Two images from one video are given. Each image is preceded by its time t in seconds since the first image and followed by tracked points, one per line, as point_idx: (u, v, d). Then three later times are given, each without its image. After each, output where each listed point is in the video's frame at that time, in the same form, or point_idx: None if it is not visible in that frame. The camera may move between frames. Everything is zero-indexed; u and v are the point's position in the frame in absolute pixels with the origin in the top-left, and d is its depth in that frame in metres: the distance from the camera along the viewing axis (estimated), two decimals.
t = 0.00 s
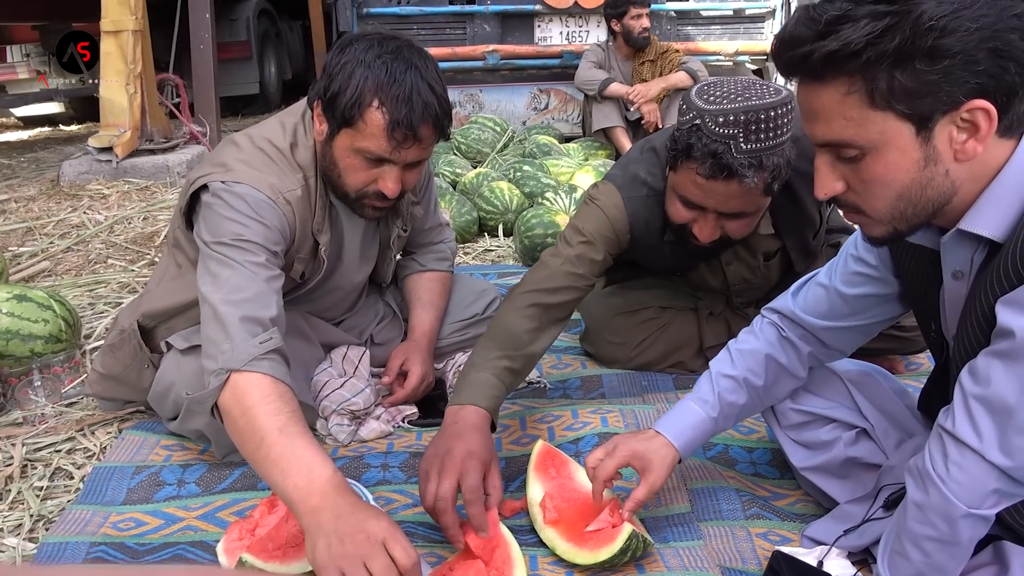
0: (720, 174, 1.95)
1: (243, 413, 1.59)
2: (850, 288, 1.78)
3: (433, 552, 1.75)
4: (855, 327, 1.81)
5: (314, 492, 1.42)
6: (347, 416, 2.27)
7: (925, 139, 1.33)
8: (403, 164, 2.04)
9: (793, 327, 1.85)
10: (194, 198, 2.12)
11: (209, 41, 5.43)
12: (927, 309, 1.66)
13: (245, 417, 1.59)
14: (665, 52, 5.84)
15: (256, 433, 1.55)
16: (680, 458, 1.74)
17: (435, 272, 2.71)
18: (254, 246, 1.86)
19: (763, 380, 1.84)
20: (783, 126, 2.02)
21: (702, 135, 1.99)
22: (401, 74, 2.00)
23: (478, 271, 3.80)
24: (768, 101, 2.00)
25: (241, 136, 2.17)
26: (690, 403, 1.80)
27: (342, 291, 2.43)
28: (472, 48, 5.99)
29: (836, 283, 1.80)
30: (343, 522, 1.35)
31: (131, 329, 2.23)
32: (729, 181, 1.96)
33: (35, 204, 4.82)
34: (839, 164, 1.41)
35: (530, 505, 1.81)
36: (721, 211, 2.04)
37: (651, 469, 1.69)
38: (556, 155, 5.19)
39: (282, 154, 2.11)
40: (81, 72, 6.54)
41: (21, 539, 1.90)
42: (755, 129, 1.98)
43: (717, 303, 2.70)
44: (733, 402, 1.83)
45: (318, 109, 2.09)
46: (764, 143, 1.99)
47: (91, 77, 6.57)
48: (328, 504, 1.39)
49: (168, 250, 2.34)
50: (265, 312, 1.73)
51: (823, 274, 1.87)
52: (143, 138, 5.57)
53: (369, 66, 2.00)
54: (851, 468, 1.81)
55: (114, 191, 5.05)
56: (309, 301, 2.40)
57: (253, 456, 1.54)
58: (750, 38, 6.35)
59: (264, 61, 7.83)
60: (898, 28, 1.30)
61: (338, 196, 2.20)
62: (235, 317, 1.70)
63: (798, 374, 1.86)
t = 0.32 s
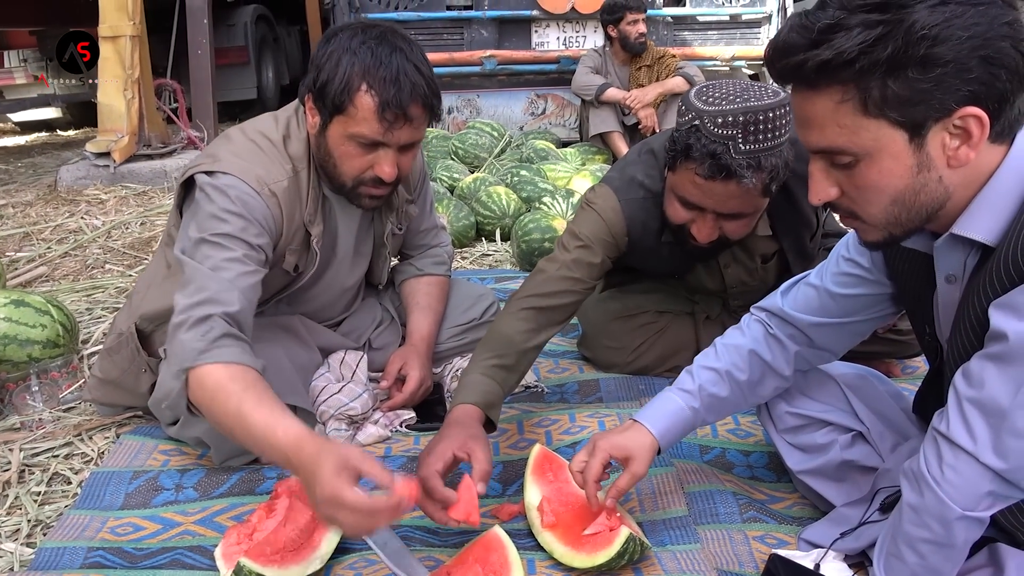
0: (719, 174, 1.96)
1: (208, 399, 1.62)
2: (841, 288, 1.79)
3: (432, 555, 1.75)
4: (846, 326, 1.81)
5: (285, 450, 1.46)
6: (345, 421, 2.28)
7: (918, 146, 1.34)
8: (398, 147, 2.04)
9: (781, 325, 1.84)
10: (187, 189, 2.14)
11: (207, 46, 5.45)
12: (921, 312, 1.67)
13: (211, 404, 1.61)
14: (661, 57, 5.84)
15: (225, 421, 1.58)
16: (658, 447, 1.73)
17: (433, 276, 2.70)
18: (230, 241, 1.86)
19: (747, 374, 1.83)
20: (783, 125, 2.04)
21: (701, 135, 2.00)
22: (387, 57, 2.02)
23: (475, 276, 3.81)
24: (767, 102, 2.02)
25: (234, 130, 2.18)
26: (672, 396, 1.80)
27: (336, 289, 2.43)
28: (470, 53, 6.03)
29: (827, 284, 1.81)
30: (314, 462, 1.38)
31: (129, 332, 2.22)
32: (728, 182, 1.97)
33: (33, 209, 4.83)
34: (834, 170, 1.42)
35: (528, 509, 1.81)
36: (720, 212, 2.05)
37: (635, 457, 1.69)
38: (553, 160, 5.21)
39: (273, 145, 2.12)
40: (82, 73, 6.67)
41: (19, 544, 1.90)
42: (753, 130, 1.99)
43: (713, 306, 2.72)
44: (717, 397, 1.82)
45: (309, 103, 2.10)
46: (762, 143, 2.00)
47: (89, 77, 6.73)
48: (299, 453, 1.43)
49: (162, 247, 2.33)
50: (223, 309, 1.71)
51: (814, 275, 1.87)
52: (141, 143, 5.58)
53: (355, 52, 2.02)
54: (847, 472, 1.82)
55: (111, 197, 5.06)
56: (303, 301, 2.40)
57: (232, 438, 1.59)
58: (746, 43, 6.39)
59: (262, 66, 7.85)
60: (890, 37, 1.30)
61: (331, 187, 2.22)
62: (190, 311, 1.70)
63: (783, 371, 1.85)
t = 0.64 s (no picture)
0: (723, 137, 1.98)
1: (203, 321, 1.79)
2: (834, 293, 1.79)
3: (427, 560, 1.75)
4: (839, 331, 1.82)
5: (299, 295, 1.69)
6: (341, 424, 2.27)
7: (910, 152, 1.35)
8: (369, 109, 2.07)
9: (775, 331, 1.85)
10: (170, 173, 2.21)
11: (204, 51, 5.48)
12: (913, 317, 1.68)
13: (208, 324, 1.79)
14: (657, 63, 5.90)
15: (231, 327, 1.78)
16: (658, 458, 1.73)
17: (425, 278, 2.71)
18: (198, 220, 1.99)
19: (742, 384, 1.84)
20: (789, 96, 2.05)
21: (707, 100, 2.03)
22: (343, 25, 2.06)
23: (472, 281, 3.82)
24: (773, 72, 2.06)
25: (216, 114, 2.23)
26: (671, 407, 1.79)
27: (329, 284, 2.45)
28: (466, 59, 6.06)
29: (820, 289, 1.81)
30: (326, 271, 1.64)
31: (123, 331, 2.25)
32: (731, 145, 1.98)
33: (30, 214, 4.83)
34: (827, 176, 1.43)
35: (524, 513, 1.83)
36: (723, 178, 2.06)
37: (640, 472, 1.70)
38: (550, 165, 5.23)
39: (250, 128, 2.17)
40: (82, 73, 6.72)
41: (15, 548, 1.90)
42: (759, 96, 2.02)
43: (709, 308, 2.73)
44: (712, 406, 1.83)
45: (280, 89, 2.15)
46: (768, 111, 2.02)
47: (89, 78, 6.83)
48: (309, 284, 1.67)
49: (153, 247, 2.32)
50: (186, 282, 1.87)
51: (807, 279, 1.87)
52: (138, 148, 5.59)
53: (312, 27, 2.06)
54: (841, 476, 1.84)
55: (109, 202, 5.06)
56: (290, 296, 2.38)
57: (243, 334, 1.79)
58: (742, 50, 6.42)
59: (259, 72, 7.88)
60: (882, 45, 1.31)
61: (308, 166, 2.25)
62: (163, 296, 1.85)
63: (776, 378, 1.86)
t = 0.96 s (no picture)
0: (723, 68, 2.14)
1: (211, 292, 1.94)
2: (824, 298, 1.80)
3: (419, 562, 1.76)
4: (830, 335, 1.83)
5: (297, 235, 1.98)
6: (334, 427, 2.27)
7: (899, 160, 1.37)
8: (341, 106, 2.04)
9: (765, 336, 1.86)
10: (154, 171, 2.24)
11: (197, 54, 5.49)
12: (902, 321, 1.69)
13: (219, 289, 1.94)
14: (650, 68, 5.92)
15: (239, 285, 1.96)
16: (649, 465, 1.75)
17: (416, 280, 2.72)
18: (190, 207, 2.05)
19: (733, 390, 1.85)
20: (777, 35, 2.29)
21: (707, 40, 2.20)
22: (316, 22, 2.05)
23: (464, 285, 3.83)
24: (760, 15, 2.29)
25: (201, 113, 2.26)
26: (662, 413, 1.80)
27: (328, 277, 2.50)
28: (459, 64, 6.02)
29: (811, 294, 1.82)
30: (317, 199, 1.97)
31: (117, 332, 2.24)
32: (732, 75, 2.14)
33: (22, 216, 4.82)
34: (817, 184, 1.44)
35: (515, 516, 1.83)
36: (726, 110, 2.21)
37: (631, 477, 1.71)
38: (543, 169, 5.24)
39: (232, 124, 2.19)
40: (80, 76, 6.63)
41: (6, 552, 1.89)
42: (752, 33, 2.22)
43: (701, 305, 2.75)
44: (703, 411, 1.84)
45: (258, 86, 2.15)
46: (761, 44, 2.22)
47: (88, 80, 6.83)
48: (306, 221, 1.98)
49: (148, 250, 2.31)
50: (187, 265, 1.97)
51: (798, 284, 1.89)
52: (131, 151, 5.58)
53: (287, 23, 2.05)
54: (830, 479, 1.85)
55: (101, 204, 5.05)
56: (282, 294, 2.39)
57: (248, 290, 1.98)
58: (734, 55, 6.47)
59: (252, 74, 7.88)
60: (870, 55, 1.33)
61: (291, 164, 2.24)
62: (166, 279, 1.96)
63: (766, 383, 1.87)
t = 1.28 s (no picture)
0: (722, 28, 2.47)
1: (188, 357, 1.78)
2: (804, 304, 1.82)
3: (404, 567, 1.77)
4: (810, 340, 1.85)
5: (280, 391, 1.71)
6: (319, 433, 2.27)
7: (877, 171, 1.39)
8: (341, 127, 2.07)
9: (746, 341, 1.87)
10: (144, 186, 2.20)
11: (185, 57, 5.49)
12: (879, 327, 1.72)
13: (191, 371, 1.78)
14: (637, 74, 5.95)
15: (206, 381, 1.77)
16: (632, 468, 1.77)
17: (404, 287, 2.72)
18: (185, 224, 1.99)
19: (715, 395, 1.88)
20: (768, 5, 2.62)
21: (706, 8, 2.53)
22: (321, 41, 2.07)
23: (451, 290, 3.83)
24: None
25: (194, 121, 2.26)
26: (642, 415, 1.83)
27: (306, 283, 2.45)
28: (448, 69, 6.04)
29: (791, 299, 1.84)
30: (318, 399, 1.70)
31: (101, 339, 2.24)
32: (728, 35, 2.46)
33: (6, 220, 4.79)
34: (797, 195, 1.46)
35: (499, 520, 1.84)
36: (723, 68, 2.50)
37: (614, 482, 1.74)
38: (531, 175, 5.27)
39: (227, 137, 2.20)
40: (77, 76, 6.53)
41: None
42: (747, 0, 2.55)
43: (688, 299, 2.81)
44: (684, 416, 1.86)
45: (257, 98, 2.16)
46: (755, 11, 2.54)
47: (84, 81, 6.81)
48: (298, 396, 1.70)
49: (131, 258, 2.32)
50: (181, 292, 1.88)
51: (778, 289, 1.90)
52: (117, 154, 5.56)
53: (291, 40, 2.08)
54: (811, 483, 1.88)
55: (87, 208, 5.03)
56: (269, 300, 2.41)
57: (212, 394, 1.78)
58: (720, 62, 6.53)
59: (240, 77, 7.89)
60: (849, 70, 1.35)
61: (286, 177, 2.28)
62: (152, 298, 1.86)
63: (747, 387, 1.89)
